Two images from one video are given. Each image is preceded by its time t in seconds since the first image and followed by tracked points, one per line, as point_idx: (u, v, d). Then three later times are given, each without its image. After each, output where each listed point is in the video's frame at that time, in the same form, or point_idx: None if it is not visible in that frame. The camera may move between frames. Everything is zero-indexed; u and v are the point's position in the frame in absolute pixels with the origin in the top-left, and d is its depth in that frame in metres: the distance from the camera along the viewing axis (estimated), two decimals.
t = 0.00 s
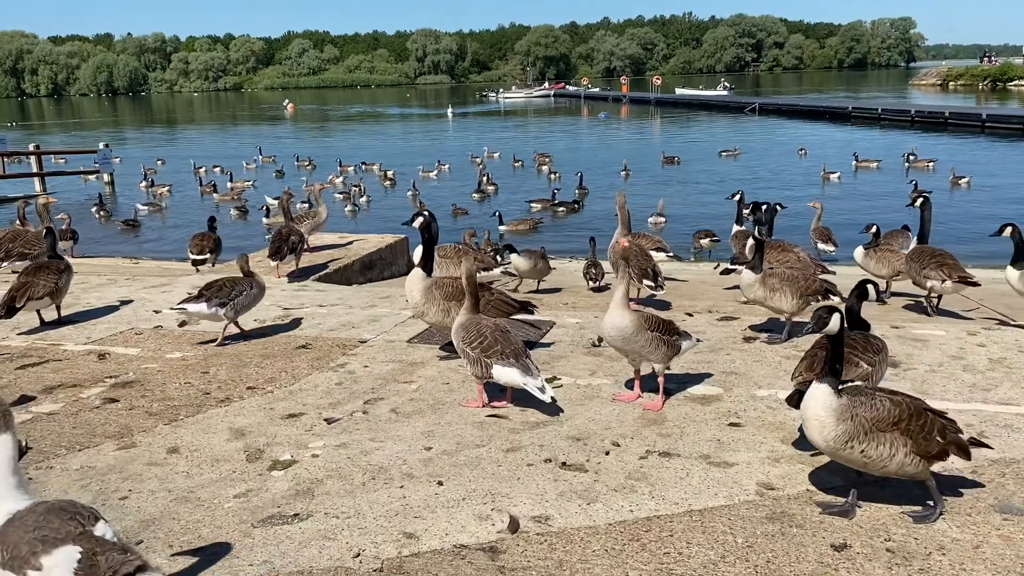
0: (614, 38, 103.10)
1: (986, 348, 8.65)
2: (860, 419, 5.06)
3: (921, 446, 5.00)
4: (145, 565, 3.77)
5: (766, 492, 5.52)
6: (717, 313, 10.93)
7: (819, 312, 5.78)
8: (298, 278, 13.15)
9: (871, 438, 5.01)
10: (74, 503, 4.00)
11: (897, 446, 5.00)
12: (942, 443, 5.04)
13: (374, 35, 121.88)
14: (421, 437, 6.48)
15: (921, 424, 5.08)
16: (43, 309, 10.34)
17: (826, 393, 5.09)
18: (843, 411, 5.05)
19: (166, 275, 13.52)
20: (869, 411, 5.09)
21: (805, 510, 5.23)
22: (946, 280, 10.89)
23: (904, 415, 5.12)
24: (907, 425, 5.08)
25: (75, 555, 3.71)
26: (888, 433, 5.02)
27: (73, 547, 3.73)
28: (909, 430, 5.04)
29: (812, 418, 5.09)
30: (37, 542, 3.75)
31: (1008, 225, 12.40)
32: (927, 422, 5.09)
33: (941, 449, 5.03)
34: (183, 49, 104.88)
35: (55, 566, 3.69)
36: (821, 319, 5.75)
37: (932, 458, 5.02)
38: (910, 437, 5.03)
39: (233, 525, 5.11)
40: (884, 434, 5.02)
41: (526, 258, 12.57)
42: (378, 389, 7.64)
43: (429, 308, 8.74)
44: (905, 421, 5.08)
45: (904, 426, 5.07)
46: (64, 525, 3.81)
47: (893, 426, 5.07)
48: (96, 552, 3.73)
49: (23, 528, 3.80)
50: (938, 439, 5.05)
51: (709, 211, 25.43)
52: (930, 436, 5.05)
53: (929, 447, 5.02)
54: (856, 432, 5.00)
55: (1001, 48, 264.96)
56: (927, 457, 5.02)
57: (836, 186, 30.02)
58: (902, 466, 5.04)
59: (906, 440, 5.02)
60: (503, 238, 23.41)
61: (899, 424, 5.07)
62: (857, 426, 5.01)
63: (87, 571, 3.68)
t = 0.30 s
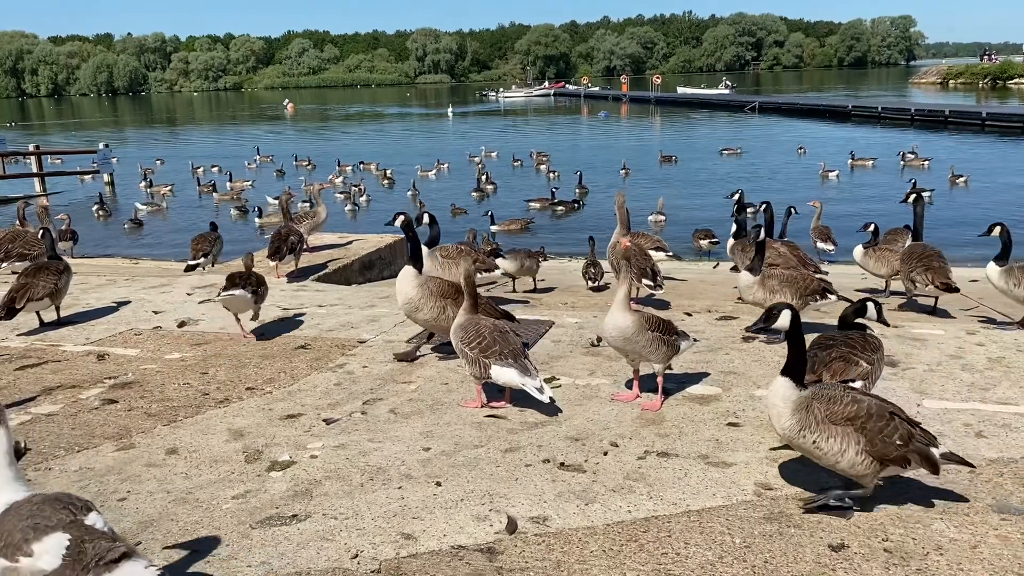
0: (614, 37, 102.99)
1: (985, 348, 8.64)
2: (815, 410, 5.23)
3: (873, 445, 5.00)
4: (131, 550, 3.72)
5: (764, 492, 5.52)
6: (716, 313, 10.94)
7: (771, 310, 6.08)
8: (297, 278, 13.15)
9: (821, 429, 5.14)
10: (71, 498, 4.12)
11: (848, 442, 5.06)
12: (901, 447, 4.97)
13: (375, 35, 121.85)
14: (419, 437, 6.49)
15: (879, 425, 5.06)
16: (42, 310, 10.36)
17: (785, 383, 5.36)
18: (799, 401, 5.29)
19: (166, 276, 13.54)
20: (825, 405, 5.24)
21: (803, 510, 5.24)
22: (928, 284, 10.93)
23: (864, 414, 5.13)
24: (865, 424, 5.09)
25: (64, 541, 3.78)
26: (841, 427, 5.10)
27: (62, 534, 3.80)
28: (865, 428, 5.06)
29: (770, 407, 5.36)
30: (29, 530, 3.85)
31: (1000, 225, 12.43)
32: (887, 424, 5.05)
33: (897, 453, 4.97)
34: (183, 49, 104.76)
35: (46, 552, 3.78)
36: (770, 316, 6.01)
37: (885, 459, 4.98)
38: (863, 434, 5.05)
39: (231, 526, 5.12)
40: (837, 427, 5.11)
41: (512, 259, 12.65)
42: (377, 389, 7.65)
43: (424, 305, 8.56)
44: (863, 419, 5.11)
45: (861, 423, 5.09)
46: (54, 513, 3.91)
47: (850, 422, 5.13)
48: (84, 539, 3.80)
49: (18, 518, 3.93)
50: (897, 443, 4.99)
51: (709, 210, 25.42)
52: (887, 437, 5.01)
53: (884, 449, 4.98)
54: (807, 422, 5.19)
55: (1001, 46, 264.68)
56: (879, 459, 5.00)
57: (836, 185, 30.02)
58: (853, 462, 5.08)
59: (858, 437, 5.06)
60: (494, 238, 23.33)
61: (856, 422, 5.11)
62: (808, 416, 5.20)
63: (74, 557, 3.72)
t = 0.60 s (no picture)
0: (614, 36, 102.90)
1: (985, 347, 8.64)
2: (770, 412, 5.21)
3: (823, 450, 4.92)
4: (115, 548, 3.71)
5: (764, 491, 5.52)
6: (716, 312, 10.94)
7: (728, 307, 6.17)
8: (296, 278, 13.14)
9: (772, 430, 5.11)
10: (67, 493, 4.11)
11: (797, 445, 5.01)
12: (852, 454, 4.87)
13: (375, 34, 121.80)
14: (419, 437, 6.49)
15: (831, 430, 4.96)
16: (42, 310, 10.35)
17: (742, 384, 5.39)
18: (756, 403, 5.31)
19: (166, 275, 13.55)
20: (779, 407, 5.20)
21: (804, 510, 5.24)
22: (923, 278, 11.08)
23: (818, 418, 5.04)
24: (817, 428, 5.00)
25: (53, 534, 3.78)
26: (791, 431, 5.05)
27: (51, 527, 3.81)
28: (816, 433, 4.98)
29: (728, 407, 5.42)
30: (21, 519, 3.84)
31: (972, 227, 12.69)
32: (840, 429, 4.95)
33: (848, 459, 4.87)
34: (183, 49, 104.71)
35: (33, 544, 3.76)
36: (728, 311, 6.12)
37: (835, 464, 4.90)
38: (813, 438, 4.97)
39: (231, 526, 5.11)
40: (788, 431, 5.06)
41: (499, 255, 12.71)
42: (376, 389, 7.65)
43: (397, 305, 8.46)
44: (815, 424, 5.02)
45: (812, 427, 5.01)
46: (48, 506, 3.91)
47: (802, 425, 5.05)
48: (71, 536, 3.78)
49: (13, 508, 3.93)
50: (848, 449, 4.89)
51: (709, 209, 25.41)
52: (839, 442, 4.91)
53: (833, 453, 4.90)
54: (758, 423, 5.19)
55: (1001, 45, 264.35)
56: (828, 464, 4.92)
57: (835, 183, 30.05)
58: (805, 467, 5.03)
59: (809, 441, 4.98)
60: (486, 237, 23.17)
61: (808, 425, 5.03)
62: (760, 417, 5.20)
63: (59, 553, 3.71)
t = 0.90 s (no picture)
0: (614, 35, 102.81)
1: (985, 345, 8.64)
2: (744, 417, 5.18)
3: (802, 447, 5.06)
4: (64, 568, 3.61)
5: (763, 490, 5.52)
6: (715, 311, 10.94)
7: (690, 306, 6.25)
8: (293, 278, 13.14)
9: (750, 436, 5.12)
10: (54, 493, 4.06)
11: (777, 447, 5.08)
12: (828, 446, 5.07)
13: (375, 33, 121.79)
14: (418, 436, 6.49)
15: (806, 426, 5.12)
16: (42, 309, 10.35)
17: (709, 390, 5.25)
18: (727, 407, 5.19)
19: (166, 275, 13.56)
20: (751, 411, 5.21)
21: (804, 509, 5.24)
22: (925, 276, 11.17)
23: (791, 416, 5.17)
24: (792, 427, 5.13)
25: (14, 546, 3.75)
26: (769, 433, 5.11)
27: (15, 537, 3.78)
28: (792, 431, 5.10)
29: (698, 417, 5.28)
30: None
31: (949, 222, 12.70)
32: (814, 424, 5.12)
33: (826, 451, 5.07)
34: (183, 48, 104.58)
35: None
36: (688, 313, 6.24)
37: (814, 460, 5.06)
38: (792, 438, 5.08)
39: (231, 525, 5.12)
40: (765, 434, 5.12)
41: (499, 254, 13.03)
42: (376, 388, 7.65)
43: (380, 305, 8.50)
44: (790, 422, 5.14)
45: (788, 426, 5.13)
46: (18, 513, 3.88)
47: (778, 426, 5.15)
48: (28, 549, 3.72)
49: None
50: (824, 441, 5.08)
51: (708, 208, 25.41)
52: (815, 437, 5.09)
53: (813, 449, 5.06)
54: (732, 430, 5.15)
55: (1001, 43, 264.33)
56: (808, 459, 5.07)
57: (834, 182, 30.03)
58: (784, 466, 5.12)
59: (788, 441, 5.08)
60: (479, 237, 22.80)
61: (783, 425, 5.14)
62: (735, 424, 5.15)
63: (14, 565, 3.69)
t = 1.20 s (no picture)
0: (614, 33, 102.74)
1: (985, 344, 8.63)
2: (702, 409, 5.19)
3: (761, 441, 5.05)
4: (33, 543, 3.82)
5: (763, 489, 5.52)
6: (715, 310, 10.93)
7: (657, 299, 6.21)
8: (295, 276, 13.14)
9: (708, 428, 5.10)
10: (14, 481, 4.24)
11: (735, 440, 5.06)
12: (784, 442, 5.09)
13: (374, 31, 121.67)
14: (418, 435, 6.49)
15: (764, 421, 5.12)
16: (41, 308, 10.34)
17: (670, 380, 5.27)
18: (686, 399, 5.22)
19: (166, 274, 13.55)
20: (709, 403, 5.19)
21: (802, 506, 5.24)
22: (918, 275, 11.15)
23: (748, 411, 5.17)
24: (750, 421, 5.12)
25: None
26: (727, 426, 5.09)
27: None
28: (750, 425, 5.09)
29: (658, 406, 5.27)
30: None
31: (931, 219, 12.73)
32: (771, 420, 5.14)
33: (782, 447, 5.08)
34: (182, 47, 104.46)
35: None
36: (655, 305, 6.21)
37: (772, 454, 5.06)
38: (751, 431, 5.07)
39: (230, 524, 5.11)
40: (724, 427, 5.10)
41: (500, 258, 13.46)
42: (376, 387, 7.65)
43: (371, 304, 8.53)
44: (748, 416, 5.13)
45: (747, 419, 5.12)
46: None
47: (736, 419, 5.14)
48: None
49: None
50: (780, 437, 5.10)
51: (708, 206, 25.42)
52: (772, 432, 5.09)
53: (770, 443, 5.06)
54: (690, 421, 5.13)
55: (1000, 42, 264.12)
56: (766, 454, 5.06)
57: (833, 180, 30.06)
58: (742, 460, 5.10)
59: (747, 434, 5.07)
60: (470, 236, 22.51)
61: (741, 419, 5.13)
62: (693, 415, 5.14)
63: None
